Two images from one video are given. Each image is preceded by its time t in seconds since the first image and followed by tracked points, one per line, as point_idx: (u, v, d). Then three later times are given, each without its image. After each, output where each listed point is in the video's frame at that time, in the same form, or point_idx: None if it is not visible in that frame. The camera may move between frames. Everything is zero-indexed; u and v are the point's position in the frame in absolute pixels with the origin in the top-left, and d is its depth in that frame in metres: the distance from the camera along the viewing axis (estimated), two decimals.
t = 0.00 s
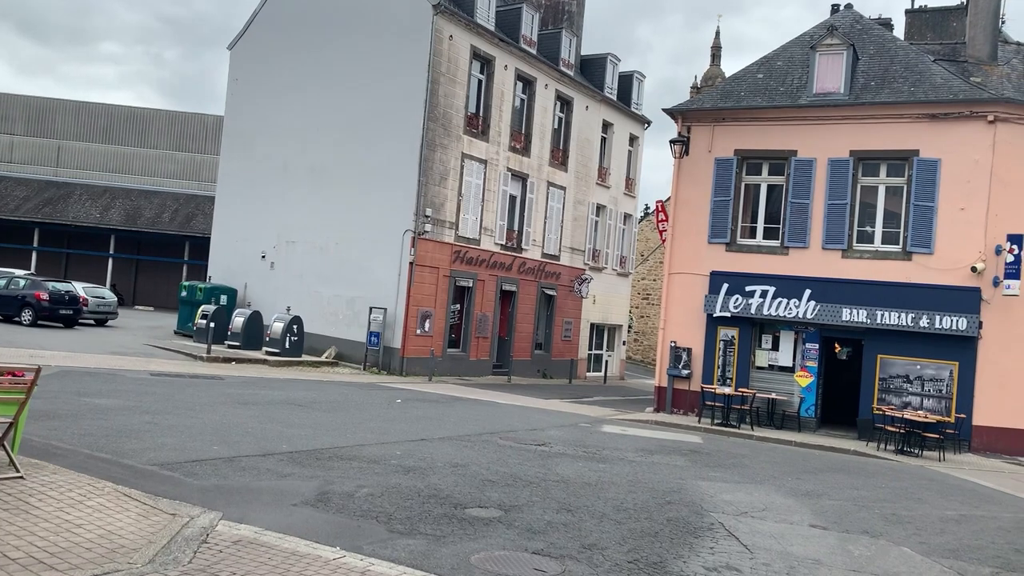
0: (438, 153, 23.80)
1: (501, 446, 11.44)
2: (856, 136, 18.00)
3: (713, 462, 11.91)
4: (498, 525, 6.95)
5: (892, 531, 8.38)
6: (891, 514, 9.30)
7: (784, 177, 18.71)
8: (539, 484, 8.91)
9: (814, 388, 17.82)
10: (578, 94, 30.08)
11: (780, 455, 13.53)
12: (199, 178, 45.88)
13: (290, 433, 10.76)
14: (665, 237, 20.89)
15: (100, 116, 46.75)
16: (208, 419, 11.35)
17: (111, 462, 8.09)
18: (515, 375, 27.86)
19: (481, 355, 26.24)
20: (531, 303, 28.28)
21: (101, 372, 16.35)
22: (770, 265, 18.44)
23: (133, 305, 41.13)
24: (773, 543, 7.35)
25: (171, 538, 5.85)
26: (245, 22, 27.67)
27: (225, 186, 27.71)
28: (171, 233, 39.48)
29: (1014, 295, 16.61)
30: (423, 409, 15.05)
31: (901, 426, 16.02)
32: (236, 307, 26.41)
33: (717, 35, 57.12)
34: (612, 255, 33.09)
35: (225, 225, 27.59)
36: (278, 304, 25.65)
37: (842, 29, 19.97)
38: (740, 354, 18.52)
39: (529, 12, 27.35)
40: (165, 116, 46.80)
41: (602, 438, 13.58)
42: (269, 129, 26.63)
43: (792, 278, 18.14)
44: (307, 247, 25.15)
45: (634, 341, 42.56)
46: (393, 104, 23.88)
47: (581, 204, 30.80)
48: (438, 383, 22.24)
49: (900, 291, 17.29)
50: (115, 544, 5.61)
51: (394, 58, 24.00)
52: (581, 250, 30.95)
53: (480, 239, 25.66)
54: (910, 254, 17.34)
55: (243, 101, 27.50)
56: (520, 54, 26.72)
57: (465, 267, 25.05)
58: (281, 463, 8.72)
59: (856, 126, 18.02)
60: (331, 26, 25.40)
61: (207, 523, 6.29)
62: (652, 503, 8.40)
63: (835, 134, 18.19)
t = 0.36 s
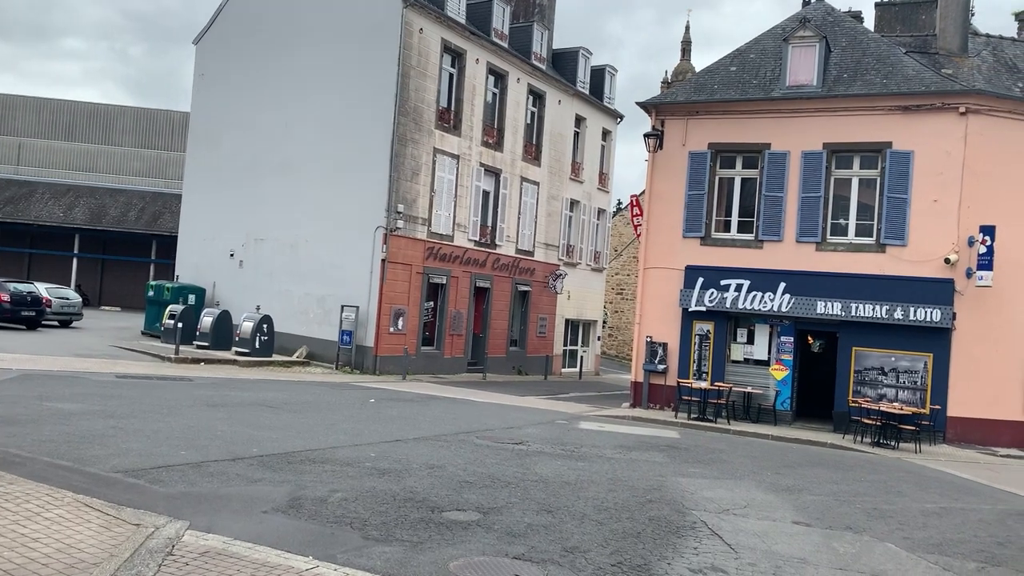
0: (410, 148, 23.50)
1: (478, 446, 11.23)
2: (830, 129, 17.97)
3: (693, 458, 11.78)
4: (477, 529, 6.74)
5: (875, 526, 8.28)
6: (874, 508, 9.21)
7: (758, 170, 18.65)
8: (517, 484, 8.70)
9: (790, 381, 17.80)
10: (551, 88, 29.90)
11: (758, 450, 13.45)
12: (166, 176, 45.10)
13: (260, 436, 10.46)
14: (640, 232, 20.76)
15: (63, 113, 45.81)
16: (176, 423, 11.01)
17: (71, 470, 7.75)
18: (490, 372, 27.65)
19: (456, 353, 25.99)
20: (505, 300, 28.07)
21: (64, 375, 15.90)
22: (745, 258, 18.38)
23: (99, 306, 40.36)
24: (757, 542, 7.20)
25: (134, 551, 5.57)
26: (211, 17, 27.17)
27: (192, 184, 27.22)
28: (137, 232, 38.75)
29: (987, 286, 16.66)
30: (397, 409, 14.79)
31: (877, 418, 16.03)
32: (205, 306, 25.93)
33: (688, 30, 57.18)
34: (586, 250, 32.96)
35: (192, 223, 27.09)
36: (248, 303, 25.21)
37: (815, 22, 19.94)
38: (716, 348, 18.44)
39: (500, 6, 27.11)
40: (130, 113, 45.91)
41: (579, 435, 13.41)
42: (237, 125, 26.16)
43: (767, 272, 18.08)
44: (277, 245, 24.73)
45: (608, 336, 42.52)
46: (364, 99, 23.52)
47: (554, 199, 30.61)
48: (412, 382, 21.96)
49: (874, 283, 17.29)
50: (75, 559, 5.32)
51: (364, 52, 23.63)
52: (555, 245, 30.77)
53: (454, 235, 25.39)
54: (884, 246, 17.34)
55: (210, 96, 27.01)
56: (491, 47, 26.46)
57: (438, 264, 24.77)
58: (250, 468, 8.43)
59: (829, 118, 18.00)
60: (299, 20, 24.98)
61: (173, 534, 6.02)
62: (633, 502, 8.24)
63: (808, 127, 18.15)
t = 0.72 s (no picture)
0: (399, 144, 23.26)
1: (471, 445, 11.05)
2: (822, 123, 17.85)
3: (688, 456, 11.63)
4: (470, 532, 6.55)
5: (876, 525, 8.13)
6: (872, 506, 9.06)
7: (751, 165, 18.52)
8: (511, 485, 8.52)
9: (784, 377, 17.69)
10: (541, 84, 29.71)
11: (753, 447, 13.31)
12: (153, 175, 44.69)
13: (248, 436, 10.25)
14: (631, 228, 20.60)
15: (48, 111, 45.33)
16: (162, 424, 10.79)
17: (52, 474, 7.54)
18: (481, 370, 27.44)
19: (447, 351, 25.79)
20: (496, 297, 27.87)
21: (49, 376, 15.63)
22: (738, 254, 18.24)
23: (86, 306, 39.98)
24: (757, 542, 7.04)
25: (115, 558, 5.36)
26: (196, 12, 26.87)
27: (179, 181, 26.91)
28: (124, 231, 38.38)
29: (980, 281, 16.57)
30: (388, 408, 14.58)
31: (871, 414, 15.93)
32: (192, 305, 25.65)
33: (677, 26, 57.01)
34: (577, 247, 32.79)
35: (179, 221, 26.78)
36: (236, 302, 24.95)
37: (806, 15, 19.81)
38: (709, 345, 18.30)
39: (489, 1, 26.91)
40: (115, 111, 45.46)
41: (573, 434, 13.23)
42: (223, 122, 25.86)
43: (760, 268, 17.95)
44: (265, 243, 24.46)
45: (599, 333, 42.36)
46: (352, 96, 23.27)
47: (544, 196, 30.42)
48: (402, 380, 21.75)
49: (868, 278, 17.18)
50: (53, 568, 5.11)
51: (352, 48, 23.38)
52: (545, 242, 30.58)
53: (443, 232, 25.17)
54: (877, 241, 17.24)
55: (196, 93, 26.69)
56: (481, 43, 26.24)
57: (428, 262, 24.56)
58: (237, 470, 8.23)
59: (822, 113, 17.87)
60: (286, 15, 24.71)
61: (156, 540, 5.81)
62: (630, 502, 8.07)
63: (801, 121, 18.03)
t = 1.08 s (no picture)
0: (408, 146, 23.09)
1: (480, 451, 10.83)
2: (837, 123, 17.59)
3: (701, 463, 11.40)
4: (480, 543, 6.34)
5: (899, 535, 7.88)
6: (893, 515, 8.80)
7: (764, 166, 18.26)
8: (521, 493, 8.31)
9: (798, 381, 17.43)
10: (550, 86, 29.52)
11: (767, 453, 13.05)
12: (162, 177, 44.69)
13: (252, 442, 10.06)
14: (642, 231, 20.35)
15: (58, 114, 45.35)
16: (165, 429, 10.61)
17: (51, 481, 7.35)
18: (490, 373, 27.24)
19: (455, 354, 25.60)
20: (505, 300, 27.66)
21: (54, 379, 15.49)
22: (751, 256, 17.99)
23: (95, 308, 39.98)
24: (776, 553, 6.81)
25: (110, 571, 5.16)
26: (205, 15, 26.76)
27: (186, 184, 26.80)
28: (133, 234, 38.35)
29: (998, 283, 16.27)
30: (396, 412, 14.37)
31: (888, 419, 15.66)
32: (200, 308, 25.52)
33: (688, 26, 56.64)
34: (586, 250, 32.55)
35: (187, 223, 26.68)
36: (244, 305, 24.81)
37: (820, 14, 19.55)
38: (722, 349, 18.05)
39: (498, 2, 26.72)
40: (125, 113, 45.46)
41: (583, 439, 13.01)
42: (231, 124, 25.74)
43: (774, 270, 17.70)
44: (273, 246, 24.31)
45: (608, 336, 42.11)
46: (361, 98, 23.10)
47: (553, 198, 30.20)
48: (411, 384, 21.56)
49: (883, 281, 16.91)
50: None
51: (361, 50, 23.22)
52: (554, 245, 30.36)
53: (452, 235, 24.99)
54: (892, 243, 16.96)
55: (204, 95, 26.59)
56: (490, 44, 26.06)
57: (437, 264, 24.37)
58: (241, 477, 8.03)
59: (836, 113, 17.61)
60: (294, 17, 24.58)
61: (154, 552, 5.62)
62: (643, 511, 7.85)
63: (815, 122, 17.77)
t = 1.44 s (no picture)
0: (422, 153, 22.92)
1: (496, 464, 10.58)
2: (858, 129, 17.29)
3: (723, 476, 11.10)
4: (497, 562, 6.08)
5: (933, 554, 7.57)
6: (925, 532, 8.48)
7: (784, 173, 17.97)
8: (538, 508, 8.06)
9: (820, 392, 17.09)
10: (565, 93, 29.31)
11: (790, 466, 12.73)
12: (177, 186, 44.79)
13: (264, 454, 9.84)
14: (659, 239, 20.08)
15: (74, 123, 45.55)
16: (176, 440, 10.42)
17: (57, 495, 7.15)
18: (505, 382, 26.98)
19: (469, 363, 25.36)
20: (520, 308, 27.42)
21: (67, 389, 15.36)
22: (771, 264, 17.68)
23: (110, 317, 40.02)
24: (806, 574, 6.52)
25: None
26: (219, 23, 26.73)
27: (201, 192, 26.74)
28: (147, 242, 38.37)
29: None
30: (410, 423, 14.13)
31: (913, 431, 15.30)
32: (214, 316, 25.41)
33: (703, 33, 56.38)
34: (601, 258, 32.27)
35: (201, 231, 26.61)
36: (258, 313, 24.68)
37: (840, 19, 19.26)
38: (741, 358, 17.74)
39: (513, 9, 26.56)
40: (140, 122, 45.61)
41: (601, 451, 12.72)
42: (245, 132, 25.67)
43: (794, 278, 17.39)
44: (286, 254, 24.19)
45: (623, 345, 41.74)
46: (375, 105, 22.97)
47: (568, 205, 29.97)
48: (424, 393, 21.33)
49: (907, 289, 16.57)
50: None
51: (376, 57, 23.09)
52: (569, 252, 30.11)
53: (466, 242, 24.78)
54: (916, 250, 16.61)
55: (218, 103, 26.52)
56: (505, 51, 25.90)
57: (451, 272, 24.16)
58: (251, 491, 7.81)
59: (857, 118, 17.31)
60: (309, 25, 24.50)
61: (158, 572, 5.40)
62: (666, 529, 7.58)
63: (836, 127, 17.46)
